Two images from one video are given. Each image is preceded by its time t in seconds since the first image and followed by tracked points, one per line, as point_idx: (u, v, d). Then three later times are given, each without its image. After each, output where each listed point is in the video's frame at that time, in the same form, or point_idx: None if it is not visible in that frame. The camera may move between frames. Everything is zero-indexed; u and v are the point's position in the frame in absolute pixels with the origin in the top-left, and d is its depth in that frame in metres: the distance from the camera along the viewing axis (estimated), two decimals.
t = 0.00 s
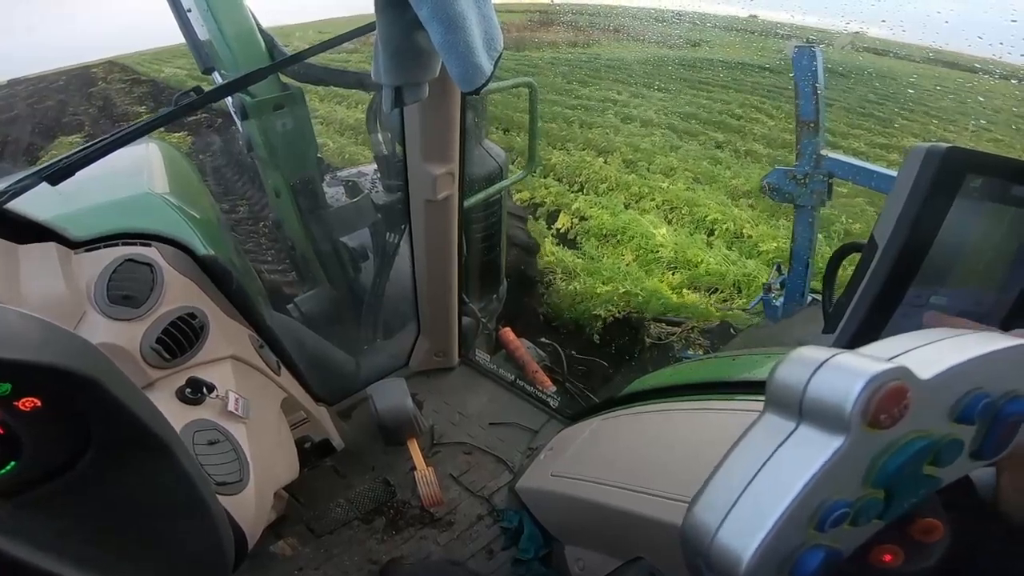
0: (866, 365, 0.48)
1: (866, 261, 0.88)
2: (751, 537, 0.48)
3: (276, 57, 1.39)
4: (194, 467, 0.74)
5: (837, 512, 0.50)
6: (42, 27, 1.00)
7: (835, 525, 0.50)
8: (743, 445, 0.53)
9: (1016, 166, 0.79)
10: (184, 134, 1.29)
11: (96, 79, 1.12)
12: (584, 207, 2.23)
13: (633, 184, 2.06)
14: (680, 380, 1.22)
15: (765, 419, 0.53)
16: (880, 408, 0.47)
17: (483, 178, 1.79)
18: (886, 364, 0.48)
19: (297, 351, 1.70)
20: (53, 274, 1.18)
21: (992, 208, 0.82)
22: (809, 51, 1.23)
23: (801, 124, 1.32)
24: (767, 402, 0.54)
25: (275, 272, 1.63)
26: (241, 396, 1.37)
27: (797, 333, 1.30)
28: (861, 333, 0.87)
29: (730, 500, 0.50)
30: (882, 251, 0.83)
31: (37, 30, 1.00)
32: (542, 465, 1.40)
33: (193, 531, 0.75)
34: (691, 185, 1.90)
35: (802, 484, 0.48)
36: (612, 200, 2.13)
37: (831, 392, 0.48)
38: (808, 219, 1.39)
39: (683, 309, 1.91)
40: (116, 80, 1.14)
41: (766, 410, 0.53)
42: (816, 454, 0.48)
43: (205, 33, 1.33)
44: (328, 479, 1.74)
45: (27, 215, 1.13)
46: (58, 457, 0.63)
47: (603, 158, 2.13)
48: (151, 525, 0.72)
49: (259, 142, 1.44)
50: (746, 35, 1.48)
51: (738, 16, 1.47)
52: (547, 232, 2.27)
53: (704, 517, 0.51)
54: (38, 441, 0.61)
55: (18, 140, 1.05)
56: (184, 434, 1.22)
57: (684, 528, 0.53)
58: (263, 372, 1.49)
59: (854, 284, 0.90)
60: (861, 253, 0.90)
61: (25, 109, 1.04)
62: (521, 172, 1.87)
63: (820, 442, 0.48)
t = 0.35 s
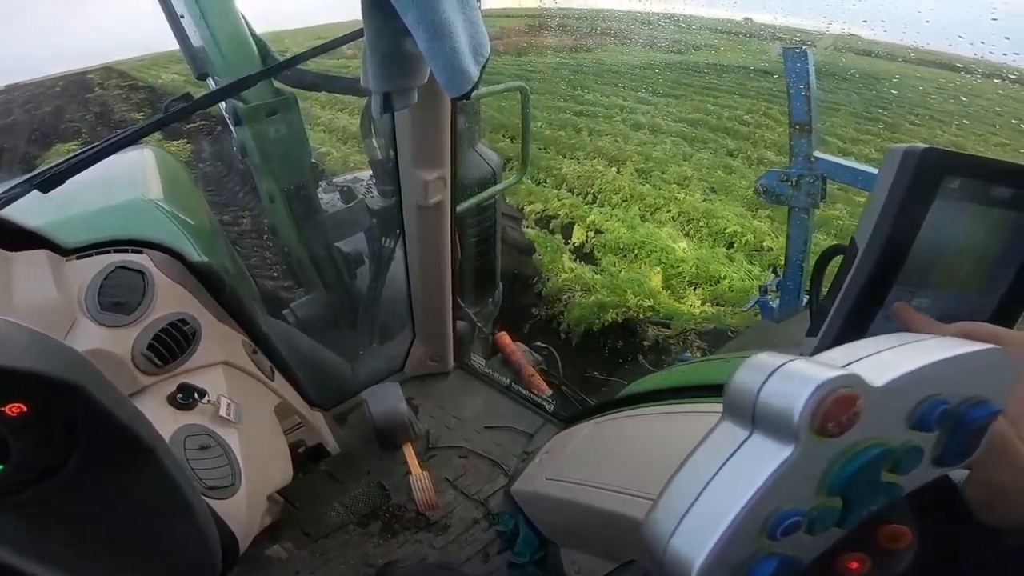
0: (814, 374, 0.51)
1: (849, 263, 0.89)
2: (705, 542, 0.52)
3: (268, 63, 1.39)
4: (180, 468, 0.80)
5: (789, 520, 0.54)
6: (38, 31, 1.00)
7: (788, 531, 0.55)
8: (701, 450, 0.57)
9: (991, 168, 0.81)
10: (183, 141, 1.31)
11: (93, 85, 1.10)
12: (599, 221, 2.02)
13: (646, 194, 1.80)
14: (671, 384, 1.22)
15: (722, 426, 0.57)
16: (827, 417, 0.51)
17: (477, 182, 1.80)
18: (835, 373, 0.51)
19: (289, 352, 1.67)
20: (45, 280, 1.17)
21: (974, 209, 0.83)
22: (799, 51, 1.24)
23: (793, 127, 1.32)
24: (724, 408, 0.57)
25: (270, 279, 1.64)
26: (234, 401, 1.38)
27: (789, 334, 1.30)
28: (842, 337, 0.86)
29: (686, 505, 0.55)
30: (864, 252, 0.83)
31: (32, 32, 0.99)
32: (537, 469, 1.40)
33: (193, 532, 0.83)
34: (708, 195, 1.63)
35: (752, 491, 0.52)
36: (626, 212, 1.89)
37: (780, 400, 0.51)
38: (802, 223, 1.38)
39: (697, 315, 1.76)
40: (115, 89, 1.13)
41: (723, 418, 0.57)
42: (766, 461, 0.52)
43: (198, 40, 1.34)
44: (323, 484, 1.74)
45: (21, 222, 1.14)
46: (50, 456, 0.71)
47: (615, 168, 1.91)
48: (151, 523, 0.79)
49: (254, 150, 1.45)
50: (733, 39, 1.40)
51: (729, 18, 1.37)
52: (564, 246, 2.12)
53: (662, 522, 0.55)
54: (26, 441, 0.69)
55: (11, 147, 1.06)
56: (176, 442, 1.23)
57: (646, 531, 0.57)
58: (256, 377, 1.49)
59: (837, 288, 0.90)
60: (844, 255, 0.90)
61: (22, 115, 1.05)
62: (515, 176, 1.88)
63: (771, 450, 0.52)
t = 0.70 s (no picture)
0: (816, 383, 0.51)
1: (848, 264, 0.88)
2: (707, 551, 0.52)
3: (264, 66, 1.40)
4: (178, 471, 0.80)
5: (791, 527, 0.54)
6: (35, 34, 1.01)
7: (791, 539, 0.55)
8: (704, 458, 0.57)
9: (989, 169, 0.81)
10: (182, 149, 1.32)
11: (87, 89, 1.11)
12: (616, 232, 1.96)
13: (663, 204, 1.78)
14: (672, 387, 1.22)
15: (724, 434, 0.57)
16: (830, 426, 0.51)
17: (476, 186, 1.80)
18: (837, 382, 0.51)
19: (287, 354, 1.69)
20: (43, 286, 1.17)
21: (971, 209, 0.84)
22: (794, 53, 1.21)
23: (789, 129, 1.28)
24: (726, 417, 0.57)
25: (269, 283, 1.64)
26: (234, 407, 1.38)
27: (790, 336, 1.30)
28: (841, 341, 0.85)
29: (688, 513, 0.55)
30: (864, 252, 0.83)
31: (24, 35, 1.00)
32: (538, 471, 1.40)
33: (192, 532, 0.83)
34: (726, 205, 1.60)
35: (755, 499, 0.52)
36: (645, 223, 1.86)
37: (783, 409, 0.51)
38: (799, 225, 1.35)
39: (692, 315, 1.75)
40: (110, 93, 1.14)
41: (725, 427, 0.57)
42: (769, 469, 0.52)
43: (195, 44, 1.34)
44: (324, 488, 1.74)
45: (18, 231, 1.14)
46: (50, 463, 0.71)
47: (629, 176, 1.88)
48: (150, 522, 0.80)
49: (250, 152, 1.45)
50: (732, 41, 1.42)
51: (728, 23, 1.41)
52: (583, 260, 2.07)
53: (664, 529, 0.55)
54: (26, 444, 0.68)
55: (8, 154, 1.06)
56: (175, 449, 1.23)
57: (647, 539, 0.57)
58: (255, 383, 1.49)
59: (836, 289, 0.90)
60: (844, 257, 0.89)
61: (17, 121, 1.05)
62: (512, 177, 1.88)
63: (774, 458, 0.52)
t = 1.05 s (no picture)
0: (828, 375, 0.52)
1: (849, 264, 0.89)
2: (725, 540, 0.54)
3: (265, 69, 1.39)
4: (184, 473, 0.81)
5: (807, 515, 0.55)
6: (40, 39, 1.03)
7: (806, 528, 0.56)
8: (719, 451, 0.59)
9: (987, 170, 0.82)
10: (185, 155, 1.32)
11: (88, 92, 1.11)
12: (635, 246, 2.04)
13: (682, 216, 1.82)
14: (675, 388, 1.22)
15: (739, 428, 0.58)
16: (843, 416, 0.52)
17: (476, 189, 1.80)
18: (850, 374, 0.52)
19: (287, 355, 1.69)
20: (48, 288, 1.18)
21: (968, 211, 0.84)
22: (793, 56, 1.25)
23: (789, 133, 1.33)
24: (740, 411, 0.59)
25: (271, 286, 1.64)
26: (237, 409, 1.38)
27: (790, 338, 1.30)
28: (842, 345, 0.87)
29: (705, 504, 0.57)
30: (864, 251, 0.84)
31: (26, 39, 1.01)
32: (540, 473, 1.40)
33: (194, 531, 0.83)
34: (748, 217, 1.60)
35: (771, 489, 0.53)
36: (664, 236, 1.91)
37: (797, 401, 0.52)
38: (798, 228, 1.38)
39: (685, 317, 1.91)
40: (110, 95, 1.13)
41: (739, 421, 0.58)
42: (783, 460, 0.53)
43: (196, 45, 1.35)
44: (326, 490, 1.74)
45: (24, 231, 1.14)
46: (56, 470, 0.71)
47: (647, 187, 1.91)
48: (154, 522, 0.80)
49: (251, 152, 1.44)
50: (732, 44, 1.40)
51: (724, 25, 1.39)
52: (604, 272, 2.14)
53: (683, 520, 0.57)
54: (35, 446, 0.69)
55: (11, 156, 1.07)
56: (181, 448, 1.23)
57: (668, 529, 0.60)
58: (258, 385, 1.49)
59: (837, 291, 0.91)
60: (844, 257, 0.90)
61: (17, 124, 1.07)
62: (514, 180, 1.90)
63: (788, 449, 0.53)
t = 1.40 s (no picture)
0: (792, 366, 0.52)
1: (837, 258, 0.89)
2: (688, 539, 0.53)
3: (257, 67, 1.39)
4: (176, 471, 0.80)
5: (774, 516, 0.55)
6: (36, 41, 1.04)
7: (774, 528, 0.55)
8: (686, 447, 0.58)
9: (977, 163, 0.81)
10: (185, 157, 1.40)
11: (87, 92, 1.13)
12: (657, 253, 1.88)
13: (703, 223, 1.68)
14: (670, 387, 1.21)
15: (705, 422, 0.58)
16: (808, 409, 0.51)
17: (470, 188, 1.81)
18: (816, 364, 0.52)
19: (282, 356, 1.67)
20: (35, 287, 1.17)
21: (959, 205, 0.84)
22: (785, 52, 1.22)
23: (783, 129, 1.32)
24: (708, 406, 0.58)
25: (265, 288, 1.64)
26: (228, 409, 1.37)
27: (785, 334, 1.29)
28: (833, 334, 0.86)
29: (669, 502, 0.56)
30: (852, 244, 0.84)
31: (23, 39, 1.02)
32: (536, 471, 1.39)
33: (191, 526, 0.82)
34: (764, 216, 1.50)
35: (735, 486, 0.53)
36: (689, 246, 1.74)
37: (760, 393, 0.52)
38: (794, 227, 1.38)
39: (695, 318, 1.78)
40: (108, 96, 1.15)
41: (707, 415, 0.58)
42: (747, 455, 0.53)
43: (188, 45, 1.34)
44: (320, 491, 1.73)
45: (9, 230, 1.14)
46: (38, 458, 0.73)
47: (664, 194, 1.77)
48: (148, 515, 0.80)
49: (244, 154, 1.47)
50: (724, 45, 1.35)
51: (712, 24, 1.33)
52: (626, 283, 1.96)
53: (647, 519, 0.57)
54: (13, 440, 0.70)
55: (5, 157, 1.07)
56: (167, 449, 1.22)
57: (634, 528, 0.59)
58: (250, 386, 1.48)
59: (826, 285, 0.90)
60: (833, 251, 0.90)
61: (16, 124, 1.07)
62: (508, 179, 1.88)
63: (753, 443, 0.53)
